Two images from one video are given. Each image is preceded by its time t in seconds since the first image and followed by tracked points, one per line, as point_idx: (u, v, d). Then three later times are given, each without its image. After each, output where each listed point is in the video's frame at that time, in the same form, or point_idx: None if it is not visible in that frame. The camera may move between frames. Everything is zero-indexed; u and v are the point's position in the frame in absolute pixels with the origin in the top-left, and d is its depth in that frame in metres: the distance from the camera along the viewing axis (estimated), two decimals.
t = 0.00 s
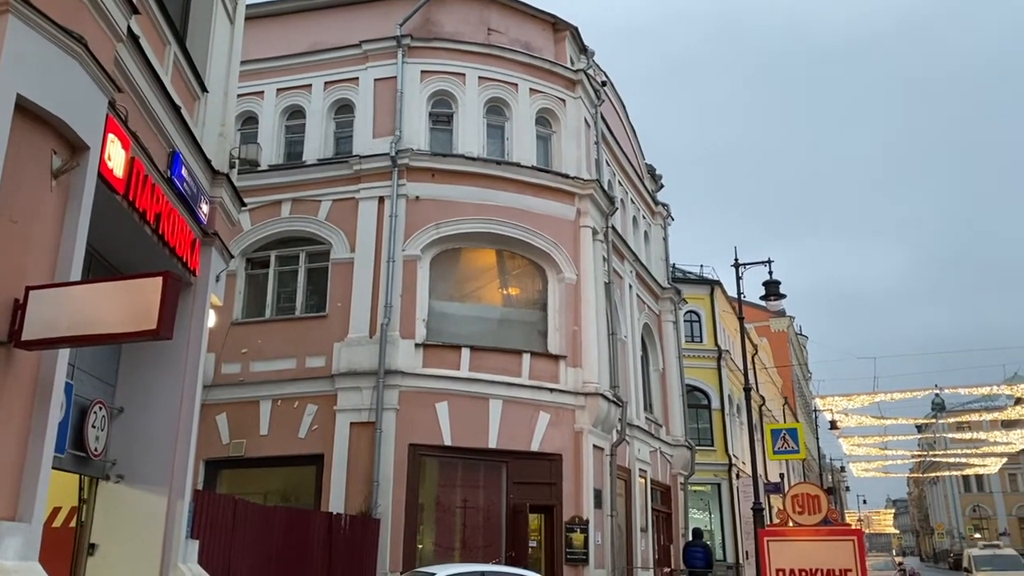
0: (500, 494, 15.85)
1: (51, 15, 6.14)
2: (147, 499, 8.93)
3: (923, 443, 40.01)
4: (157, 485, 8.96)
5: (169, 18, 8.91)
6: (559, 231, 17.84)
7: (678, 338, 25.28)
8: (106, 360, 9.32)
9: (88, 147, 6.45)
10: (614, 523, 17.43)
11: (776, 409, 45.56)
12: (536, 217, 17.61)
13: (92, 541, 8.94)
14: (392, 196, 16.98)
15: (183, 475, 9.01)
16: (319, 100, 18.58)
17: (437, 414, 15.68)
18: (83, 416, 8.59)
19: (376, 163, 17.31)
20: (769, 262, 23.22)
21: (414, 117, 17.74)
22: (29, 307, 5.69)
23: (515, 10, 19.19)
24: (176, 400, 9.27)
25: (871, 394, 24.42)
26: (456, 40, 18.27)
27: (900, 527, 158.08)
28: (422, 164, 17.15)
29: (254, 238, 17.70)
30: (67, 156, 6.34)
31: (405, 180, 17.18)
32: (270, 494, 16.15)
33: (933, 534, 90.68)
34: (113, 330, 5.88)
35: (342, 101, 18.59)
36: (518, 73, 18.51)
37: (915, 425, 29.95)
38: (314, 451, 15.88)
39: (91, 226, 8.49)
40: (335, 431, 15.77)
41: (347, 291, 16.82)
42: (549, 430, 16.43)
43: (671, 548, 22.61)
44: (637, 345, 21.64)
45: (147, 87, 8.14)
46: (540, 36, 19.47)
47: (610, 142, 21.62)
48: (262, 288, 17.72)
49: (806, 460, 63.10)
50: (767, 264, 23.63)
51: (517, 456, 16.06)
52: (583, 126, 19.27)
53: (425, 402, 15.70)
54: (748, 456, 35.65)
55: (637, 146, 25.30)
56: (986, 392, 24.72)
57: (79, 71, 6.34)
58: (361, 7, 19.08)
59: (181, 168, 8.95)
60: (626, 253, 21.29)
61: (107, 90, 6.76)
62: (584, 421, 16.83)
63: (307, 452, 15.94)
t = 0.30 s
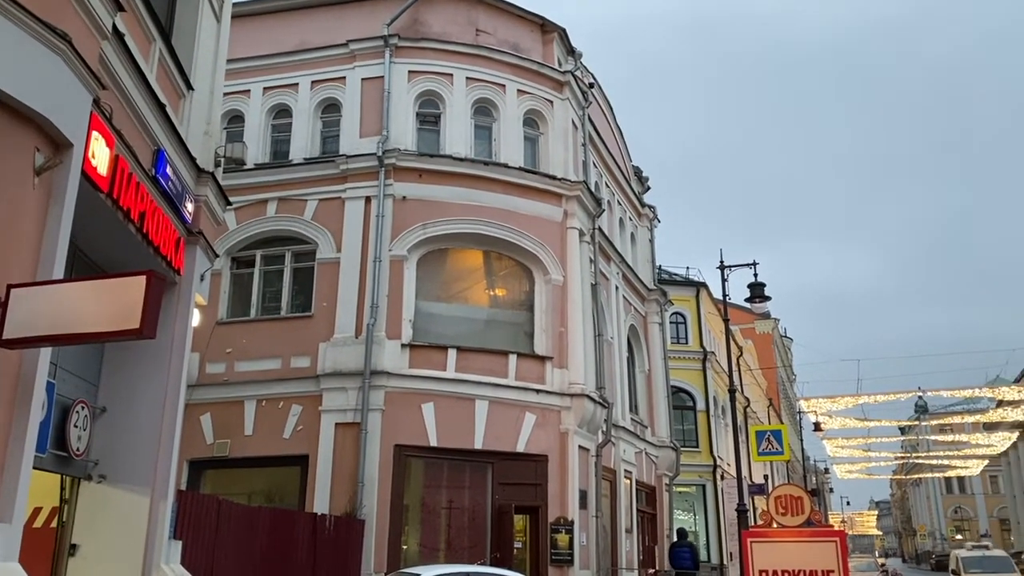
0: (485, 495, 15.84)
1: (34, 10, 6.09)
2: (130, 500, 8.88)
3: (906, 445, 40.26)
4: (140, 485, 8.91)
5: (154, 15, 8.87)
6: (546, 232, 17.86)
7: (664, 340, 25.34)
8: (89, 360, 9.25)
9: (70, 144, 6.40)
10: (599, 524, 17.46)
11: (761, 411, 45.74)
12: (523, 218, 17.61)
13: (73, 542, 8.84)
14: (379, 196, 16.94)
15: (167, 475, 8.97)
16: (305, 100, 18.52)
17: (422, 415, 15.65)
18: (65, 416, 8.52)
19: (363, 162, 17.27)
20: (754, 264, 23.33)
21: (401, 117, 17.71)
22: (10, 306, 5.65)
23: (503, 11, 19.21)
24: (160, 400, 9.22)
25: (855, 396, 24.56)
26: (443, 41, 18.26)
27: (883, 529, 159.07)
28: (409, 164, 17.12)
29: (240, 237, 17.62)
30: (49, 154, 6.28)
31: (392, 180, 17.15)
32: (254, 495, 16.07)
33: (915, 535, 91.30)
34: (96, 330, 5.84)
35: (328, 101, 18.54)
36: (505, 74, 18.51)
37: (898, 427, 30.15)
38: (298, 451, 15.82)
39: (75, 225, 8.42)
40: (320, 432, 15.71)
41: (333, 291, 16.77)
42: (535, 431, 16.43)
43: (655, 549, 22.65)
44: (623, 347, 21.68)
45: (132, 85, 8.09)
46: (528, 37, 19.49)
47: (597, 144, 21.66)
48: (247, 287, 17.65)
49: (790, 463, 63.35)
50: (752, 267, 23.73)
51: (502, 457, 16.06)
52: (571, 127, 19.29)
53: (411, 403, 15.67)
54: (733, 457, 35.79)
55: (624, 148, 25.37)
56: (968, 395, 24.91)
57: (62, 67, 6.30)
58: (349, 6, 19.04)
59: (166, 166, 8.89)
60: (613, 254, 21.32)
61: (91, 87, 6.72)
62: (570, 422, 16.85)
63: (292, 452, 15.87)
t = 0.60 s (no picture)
0: (468, 497, 15.82)
1: (14, 7, 6.04)
2: (110, 502, 8.80)
3: (887, 448, 40.55)
4: (120, 487, 8.84)
5: (137, 14, 8.81)
6: (531, 234, 17.86)
7: (648, 342, 25.41)
8: (67, 359, 9.14)
9: (51, 142, 6.34)
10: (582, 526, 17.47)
11: (743, 414, 45.95)
12: (508, 220, 17.61)
13: (51, 544, 8.74)
14: (363, 197, 16.90)
15: (148, 478, 8.91)
16: (289, 100, 18.45)
17: (406, 417, 15.61)
18: (43, 417, 8.43)
19: (347, 163, 17.22)
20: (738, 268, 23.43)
21: (386, 117, 17.67)
22: None
23: (489, 13, 19.22)
24: (140, 402, 9.14)
25: (836, 399, 24.71)
26: (429, 42, 18.23)
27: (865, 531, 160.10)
28: (394, 165, 17.08)
29: (222, 237, 17.52)
30: (29, 152, 6.23)
31: (377, 181, 17.11)
32: (235, 497, 15.97)
33: (896, 538, 91.95)
34: (77, 331, 5.76)
35: (313, 101, 18.48)
36: (491, 76, 18.52)
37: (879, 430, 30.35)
38: (280, 453, 15.74)
39: (56, 224, 8.34)
40: (303, 433, 15.64)
41: (317, 292, 16.70)
42: (518, 433, 16.43)
43: (638, 551, 22.69)
44: (607, 349, 21.71)
45: (113, 83, 8.03)
46: (514, 40, 19.51)
47: (582, 146, 21.71)
48: (230, 288, 17.55)
49: (773, 465, 63.62)
50: (735, 270, 23.84)
51: (485, 459, 16.04)
52: (556, 130, 19.32)
53: (395, 405, 15.63)
54: (716, 460, 35.96)
55: (609, 151, 25.42)
56: (948, 399, 25.12)
57: (42, 65, 6.24)
58: (334, 6, 18.98)
59: (148, 166, 8.83)
60: (597, 256, 21.35)
61: (72, 86, 6.66)
62: (554, 424, 16.86)
63: (274, 454, 15.79)
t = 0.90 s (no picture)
0: (450, 500, 15.80)
1: None
2: (86, 505, 8.72)
3: (867, 451, 40.83)
4: (97, 491, 8.77)
5: (118, 13, 8.74)
6: (515, 237, 17.86)
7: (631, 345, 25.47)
8: (44, 361, 9.01)
9: (29, 141, 6.27)
10: (565, 529, 17.48)
11: (725, 417, 46.14)
12: (492, 223, 17.60)
13: (26, 547, 8.59)
14: (346, 198, 16.83)
15: (125, 481, 8.86)
16: (272, 100, 18.36)
17: (388, 419, 15.56)
18: (19, 418, 8.26)
19: (331, 164, 17.15)
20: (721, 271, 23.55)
21: (370, 119, 17.62)
22: None
23: (474, 16, 19.22)
24: (118, 406, 9.07)
25: (817, 403, 24.86)
26: (414, 44, 18.21)
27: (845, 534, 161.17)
28: (378, 167, 17.03)
29: (204, 238, 17.41)
30: (6, 151, 6.16)
31: (360, 182, 17.05)
32: (216, 499, 15.85)
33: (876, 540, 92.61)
34: (56, 331, 5.75)
35: (296, 101, 18.40)
36: (476, 78, 18.51)
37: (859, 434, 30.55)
38: (261, 455, 15.64)
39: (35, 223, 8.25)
40: (283, 435, 15.56)
41: (299, 294, 16.62)
42: (501, 436, 16.41)
43: (620, 554, 22.73)
44: (590, 352, 21.74)
45: (93, 82, 7.96)
46: (498, 43, 19.52)
47: (566, 149, 21.73)
48: (211, 289, 17.43)
49: (754, 468, 63.88)
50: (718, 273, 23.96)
51: (468, 462, 16.01)
52: (540, 133, 19.34)
53: (378, 407, 15.58)
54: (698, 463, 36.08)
55: (593, 154, 25.47)
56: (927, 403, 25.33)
57: (22, 63, 6.18)
58: (319, 7, 18.92)
59: (128, 166, 8.75)
60: (581, 259, 21.38)
61: (51, 84, 6.60)
62: (537, 427, 16.86)
63: (254, 456, 15.68)
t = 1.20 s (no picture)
0: (433, 504, 15.74)
1: None
2: (64, 509, 8.64)
3: (848, 455, 41.07)
4: (76, 494, 8.68)
5: (101, 13, 8.68)
6: (499, 240, 17.85)
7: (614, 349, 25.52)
8: (22, 363, 8.89)
9: (9, 141, 6.20)
10: (548, 533, 17.46)
11: (708, 420, 46.31)
12: (476, 226, 17.59)
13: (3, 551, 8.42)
14: (330, 200, 16.77)
15: (105, 484, 8.78)
16: (256, 102, 18.28)
17: (371, 423, 15.50)
18: None
19: (315, 167, 17.08)
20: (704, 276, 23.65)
21: (355, 121, 17.57)
22: None
23: (459, 19, 19.22)
24: (98, 408, 8.97)
25: (799, 407, 24.99)
26: (399, 46, 18.18)
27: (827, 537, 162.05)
28: (362, 169, 16.97)
29: (186, 240, 17.29)
30: None
31: (344, 185, 16.99)
32: (197, 503, 15.73)
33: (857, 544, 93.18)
34: (40, 332, 6.76)
35: (280, 103, 18.33)
36: (461, 82, 18.51)
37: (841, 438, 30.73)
38: (243, 459, 15.53)
39: (13, 224, 8.15)
40: (265, 439, 15.46)
41: (282, 297, 16.54)
42: (484, 439, 16.37)
43: (603, 559, 22.75)
44: (574, 356, 21.75)
45: (75, 82, 7.89)
46: (484, 46, 19.52)
47: (551, 153, 21.75)
48: (193, 291, 17.31)
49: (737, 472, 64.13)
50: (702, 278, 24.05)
51: (451, 466, 15.97)
52: (525, 137, 19.35)
53: (361, 411, 15.51)
54: (681, 468, 36.18)
55: (578, 158, 25.51)
56: (908, 408, 25.52)
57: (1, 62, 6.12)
58: (304, 9, 18.85)
59: (109, 166, 8.68)
60: (565, 263, 21.40)
61: (32, 84, 6.53)
62: (520, 431, 16.84)
63: (236, 460, 15.57)
